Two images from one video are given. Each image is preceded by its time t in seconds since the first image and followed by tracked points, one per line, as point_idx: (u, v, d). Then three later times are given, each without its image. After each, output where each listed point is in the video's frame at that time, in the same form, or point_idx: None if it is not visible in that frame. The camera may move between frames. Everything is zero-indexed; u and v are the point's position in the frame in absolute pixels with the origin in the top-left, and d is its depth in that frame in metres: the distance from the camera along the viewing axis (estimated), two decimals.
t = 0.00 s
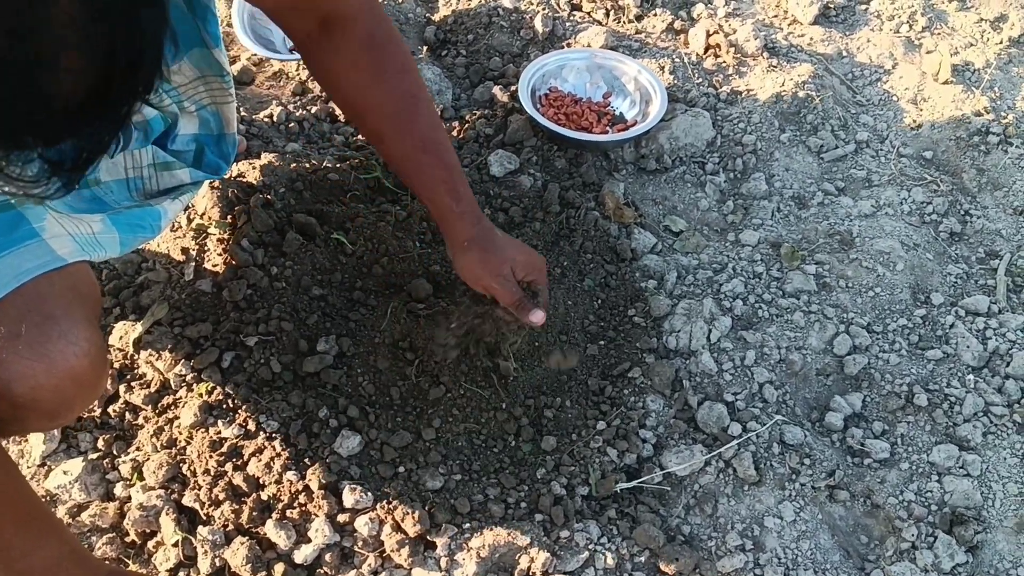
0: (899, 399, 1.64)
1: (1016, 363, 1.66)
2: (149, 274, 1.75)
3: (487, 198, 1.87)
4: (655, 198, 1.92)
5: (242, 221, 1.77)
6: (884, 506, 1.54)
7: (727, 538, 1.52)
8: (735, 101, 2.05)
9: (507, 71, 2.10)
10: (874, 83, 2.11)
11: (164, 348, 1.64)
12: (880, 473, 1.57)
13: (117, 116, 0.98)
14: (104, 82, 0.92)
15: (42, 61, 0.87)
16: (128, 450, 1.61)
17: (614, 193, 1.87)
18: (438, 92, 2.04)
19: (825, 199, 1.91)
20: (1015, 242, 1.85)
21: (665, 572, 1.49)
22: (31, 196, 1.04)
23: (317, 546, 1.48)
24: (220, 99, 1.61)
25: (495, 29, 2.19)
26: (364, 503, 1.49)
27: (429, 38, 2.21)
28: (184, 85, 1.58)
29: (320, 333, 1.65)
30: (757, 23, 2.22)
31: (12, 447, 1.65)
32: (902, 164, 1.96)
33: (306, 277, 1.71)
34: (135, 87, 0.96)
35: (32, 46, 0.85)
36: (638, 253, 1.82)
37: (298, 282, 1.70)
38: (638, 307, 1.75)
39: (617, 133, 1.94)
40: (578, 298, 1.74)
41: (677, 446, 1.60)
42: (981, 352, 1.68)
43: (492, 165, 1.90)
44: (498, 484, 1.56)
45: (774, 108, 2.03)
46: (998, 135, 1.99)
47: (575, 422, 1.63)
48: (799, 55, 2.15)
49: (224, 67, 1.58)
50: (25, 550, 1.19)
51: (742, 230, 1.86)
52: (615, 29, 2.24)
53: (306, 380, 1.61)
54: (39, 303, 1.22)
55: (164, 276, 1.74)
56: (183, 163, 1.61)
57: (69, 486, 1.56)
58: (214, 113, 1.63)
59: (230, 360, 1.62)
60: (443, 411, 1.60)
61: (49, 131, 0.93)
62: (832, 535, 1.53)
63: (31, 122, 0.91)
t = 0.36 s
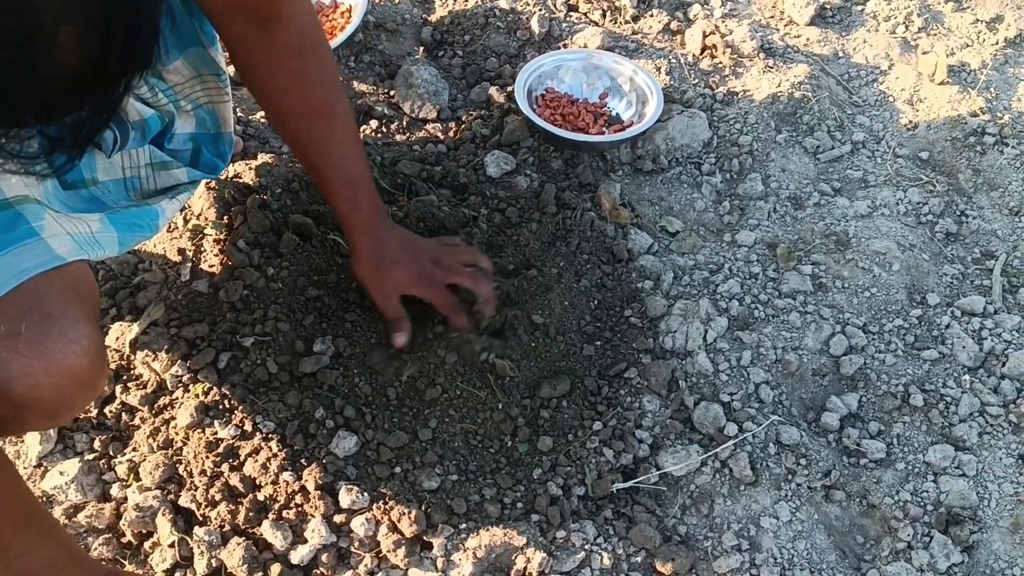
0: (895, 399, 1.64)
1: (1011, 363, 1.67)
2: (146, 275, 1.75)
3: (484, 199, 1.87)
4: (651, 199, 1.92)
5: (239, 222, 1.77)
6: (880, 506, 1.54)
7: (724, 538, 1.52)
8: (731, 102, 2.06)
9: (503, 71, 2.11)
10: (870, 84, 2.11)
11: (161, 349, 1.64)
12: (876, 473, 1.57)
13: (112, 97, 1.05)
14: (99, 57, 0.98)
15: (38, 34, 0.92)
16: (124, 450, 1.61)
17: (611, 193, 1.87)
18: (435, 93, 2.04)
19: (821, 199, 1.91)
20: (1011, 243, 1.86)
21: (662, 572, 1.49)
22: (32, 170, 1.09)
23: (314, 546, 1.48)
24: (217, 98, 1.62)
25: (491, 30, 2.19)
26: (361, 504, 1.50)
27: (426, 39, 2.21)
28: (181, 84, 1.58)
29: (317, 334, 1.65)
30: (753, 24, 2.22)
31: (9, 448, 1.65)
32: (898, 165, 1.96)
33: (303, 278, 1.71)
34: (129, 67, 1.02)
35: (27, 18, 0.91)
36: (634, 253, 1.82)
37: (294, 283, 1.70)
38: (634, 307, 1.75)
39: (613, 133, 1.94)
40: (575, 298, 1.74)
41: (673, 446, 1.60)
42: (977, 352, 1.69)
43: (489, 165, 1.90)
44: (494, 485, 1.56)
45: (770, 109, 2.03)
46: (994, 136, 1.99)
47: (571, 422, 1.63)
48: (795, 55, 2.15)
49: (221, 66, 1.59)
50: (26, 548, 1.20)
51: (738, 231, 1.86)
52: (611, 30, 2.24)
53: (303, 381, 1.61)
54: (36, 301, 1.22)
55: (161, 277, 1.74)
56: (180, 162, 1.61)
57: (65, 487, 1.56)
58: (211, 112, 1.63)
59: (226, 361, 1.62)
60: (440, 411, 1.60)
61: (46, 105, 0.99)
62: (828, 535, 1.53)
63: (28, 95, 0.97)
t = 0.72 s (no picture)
0: (896, 404, 1.64)
1: (1013, 369, 1.67)
2: (148, 275, 1.75)
3: (487, 201, 1.87)
4: (654, 202, 1.92)
5: (241, 222, 1.77)
6: (880, 511, 1.54)
7: (724, 541, 1.52)
8: (735, 106, 2.06)
9: (506, 74, 2.11)
10: (873, 89, 2.11)
11: (163, 348, 1.65)
12: (876, 478, 1.57)
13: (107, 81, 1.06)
14: (97, 40, 0.99)
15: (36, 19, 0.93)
16: (126, 450, 1.61)
17: (613, 196, 1.87)
18: (438, 95, 2.04)
19: (823, 204, 1.91)
20: (1013, 249, 1.86)
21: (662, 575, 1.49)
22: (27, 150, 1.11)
23: (314, 547, 1.48)
24: (220, 97, 1.62)
25: (495, 32, 2.20)
26: (362, 504, 1.50)
27: (430, 41, 2.22)
28: (184, 84, 1.60)
29: (319, 335, 1.65)
30: (757, 28, 2.23)
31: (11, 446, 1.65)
32: (901, 170, 1.96)
33: (305, 278, 1.71)
34: (125, 50, 1.03)
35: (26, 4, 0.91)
36: (636, 257, 1.82)
37: (297, 283, 1.71)
38: (636, 310, 1.75)
39: (616, 136, 1.94)
40: (576, 301, 1.74)
41: (674, 449, 1.60)
42: (978, 358, 1.69)
43: (491, 168, 1.90)
44: (495, 487, 1.56)
45: (773, 113, 2.03)
46: (997, 141, 1.99)
47: (573, 424, 1.62)
48: (798, 60, 2.15)
49: (224, 65, 1.59)
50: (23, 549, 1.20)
51: (740, 234, 1.87)
52: (614, 33, 2.24)
53: (304, 381, 1.62)
54: (34, 300, 1.22)
55: (163, 277, 1.74)
56: (183, 161, 1.61)
57: (67, 486, 1.56)
58: (214, 112, 1.64)
59: (228, 361, 1.63)
60: (441, 412, 1.60)
61: (44, 89, 1.01)
62: (828, 539, 1.53)
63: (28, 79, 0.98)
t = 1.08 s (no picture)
0: (903, 405, 1.64)
1: (1020, 372, 1.66)
2: (156, 268, 1.75)
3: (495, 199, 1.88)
4: (662, 201, 1.92)
5: (250, 218, 1.77)
6: (887, 512, 1.54)
7: (730, 541, 1.52)
8: (743, 106, 2.06)
9: (515, 72, 2.11)
10: (882, 90, 2.11)
11: (171, 342, 1.65)
12: (883, 479, 1.57)
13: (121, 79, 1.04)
14: (109, 36, 0.97)
15: (53, 13, 0.91)
16: (133, 443, 1.62)
17: (622, 195, 1.87)
18: (446, 91, 2.06)
19: (831, 205, 1.91)
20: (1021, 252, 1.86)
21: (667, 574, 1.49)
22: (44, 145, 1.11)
23: (321, 542, 1.48)
24: (229, 92, 1.62)
25: (505, 29, 2.19)
26: (368, 500, 1.50)
27: (439, 39, 2.22)
28: (194, 78, 1.59)
29: (326, 331, 1.66)
30: (766, 29, 2.23)
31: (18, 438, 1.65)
32: (909, 172, 1.96)
33: (313, 274, 1.71)
34: (138, 48, 1.01)
35: None
36: (644, 256, 1.82)
37: (305, 279, 1.70)
38: (643, 309, 1.75)
39: (625, 135, 1.94)
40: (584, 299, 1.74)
41: (681, 449, 1.60)
42: (986, 360, 1.68)
43: (500, 165, 1.90)
44: (501, 484, 1.56)
45: (783, 113, 2.03)
46: (1005, 144, 1.99)
47: (579, 423, 1.63)
48: (807, 61, 2.15)
49: (234, 60, 1.59)
50: (25, 542, 1.19)
51: (748, 235, 1.87)
52: (623, 32, 2.24)
53: (312, 377, 1.62)
54: (43, 291, 1.22)
55: (171, 270, 1.74)
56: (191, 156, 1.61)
57: (73, 478, 1.56)
58: (223, 106, 1.64)
59: (236, 355, 1.63)
60: (447, 409, 1.61)
61: (57, 85, 0.99)
62: (834, 540, 1.53)
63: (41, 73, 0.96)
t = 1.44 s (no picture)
0: (915, 410, 1.63)
1: None
2: (169, 265, 1.76)
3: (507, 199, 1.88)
4: (674, 203, 1.92)
5: (264, 215, 1.77)
6: (897, 517, 1.54)
7: (740, 544, 1.52)
8: (756, 108, 2.06)
9: (528, 72, 2.11)
10: (895, 94, 2.11)
11: (183, 338, 1.65)
12: (894, 483, 1.57)
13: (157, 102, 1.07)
14: (152, 58, 1.00)
15: (99, 38, 0.93)
16: (144, 439, 1.62)
17: (634, 196, 1.87)
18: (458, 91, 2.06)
19: (843, 208, 1.91)
20: None
21: None
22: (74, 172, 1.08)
23: (331, 540, 1.48)
24: (244, 93, 1.60)
25: (518, 29, 2.19)
26: (379, 498, 1.50)
27: (452, 38, 2.22)
28: (210, 78, 1.57)
29: (338, 329, 1.66)
30: (779, 31, 2.23)
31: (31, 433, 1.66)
32: (922, 176, 1.96)
33: (328, 272, 1.71)
34: (174, 70, 1.05)
35: (90, 24, 0.91)
36: (656, 258, 1.81)
37: (317, 276, 1.70)
38: (655, 310, 1.74)
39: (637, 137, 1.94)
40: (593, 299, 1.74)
41: (692, 450, 1.60)
42: (998, 366, 1.68)
43: (512, 165, 1.91)
44: (512, 484, 1.56)
45: (795, 116, 2.03)
46: (1018, 149, 1.99)
47: (590, 424, 1.63)
48: (820, 64, 2.15)
49: (251, 61, 1.56)
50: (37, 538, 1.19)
51: (760, 237, 1.87)
52: (636, 33, 2.24)
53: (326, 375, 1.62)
54: (55, 289, 1.22)
55: (184, 267, 1.75)
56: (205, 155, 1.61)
57: (84, 473, 1.56)
58: (238, 107, 1.63)
59: (248, 353, 1.63)
60: (458, 409, 1.61)
61: (98, 106, 1.00)
62: (845, 544, 1.53)
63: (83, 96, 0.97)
